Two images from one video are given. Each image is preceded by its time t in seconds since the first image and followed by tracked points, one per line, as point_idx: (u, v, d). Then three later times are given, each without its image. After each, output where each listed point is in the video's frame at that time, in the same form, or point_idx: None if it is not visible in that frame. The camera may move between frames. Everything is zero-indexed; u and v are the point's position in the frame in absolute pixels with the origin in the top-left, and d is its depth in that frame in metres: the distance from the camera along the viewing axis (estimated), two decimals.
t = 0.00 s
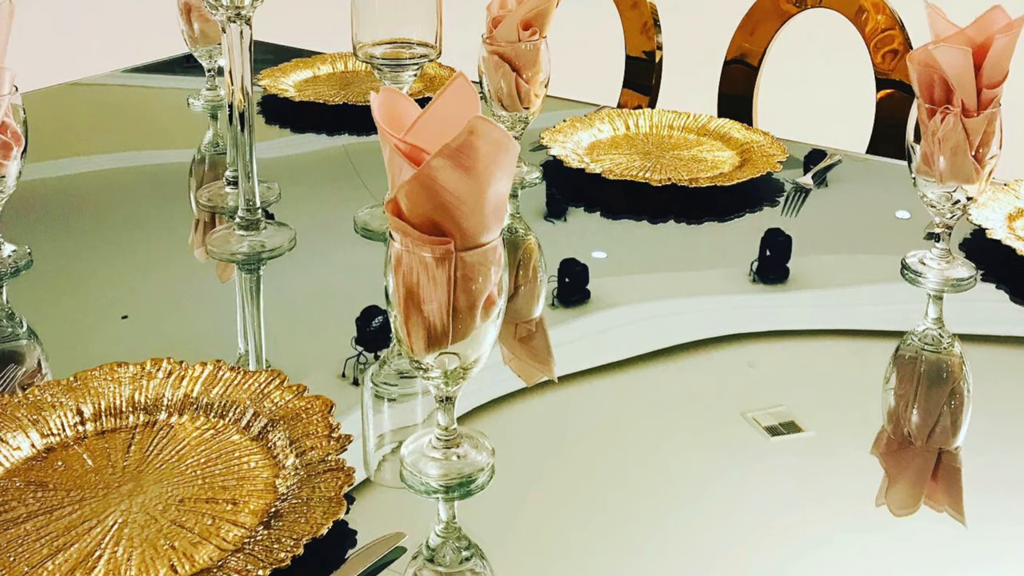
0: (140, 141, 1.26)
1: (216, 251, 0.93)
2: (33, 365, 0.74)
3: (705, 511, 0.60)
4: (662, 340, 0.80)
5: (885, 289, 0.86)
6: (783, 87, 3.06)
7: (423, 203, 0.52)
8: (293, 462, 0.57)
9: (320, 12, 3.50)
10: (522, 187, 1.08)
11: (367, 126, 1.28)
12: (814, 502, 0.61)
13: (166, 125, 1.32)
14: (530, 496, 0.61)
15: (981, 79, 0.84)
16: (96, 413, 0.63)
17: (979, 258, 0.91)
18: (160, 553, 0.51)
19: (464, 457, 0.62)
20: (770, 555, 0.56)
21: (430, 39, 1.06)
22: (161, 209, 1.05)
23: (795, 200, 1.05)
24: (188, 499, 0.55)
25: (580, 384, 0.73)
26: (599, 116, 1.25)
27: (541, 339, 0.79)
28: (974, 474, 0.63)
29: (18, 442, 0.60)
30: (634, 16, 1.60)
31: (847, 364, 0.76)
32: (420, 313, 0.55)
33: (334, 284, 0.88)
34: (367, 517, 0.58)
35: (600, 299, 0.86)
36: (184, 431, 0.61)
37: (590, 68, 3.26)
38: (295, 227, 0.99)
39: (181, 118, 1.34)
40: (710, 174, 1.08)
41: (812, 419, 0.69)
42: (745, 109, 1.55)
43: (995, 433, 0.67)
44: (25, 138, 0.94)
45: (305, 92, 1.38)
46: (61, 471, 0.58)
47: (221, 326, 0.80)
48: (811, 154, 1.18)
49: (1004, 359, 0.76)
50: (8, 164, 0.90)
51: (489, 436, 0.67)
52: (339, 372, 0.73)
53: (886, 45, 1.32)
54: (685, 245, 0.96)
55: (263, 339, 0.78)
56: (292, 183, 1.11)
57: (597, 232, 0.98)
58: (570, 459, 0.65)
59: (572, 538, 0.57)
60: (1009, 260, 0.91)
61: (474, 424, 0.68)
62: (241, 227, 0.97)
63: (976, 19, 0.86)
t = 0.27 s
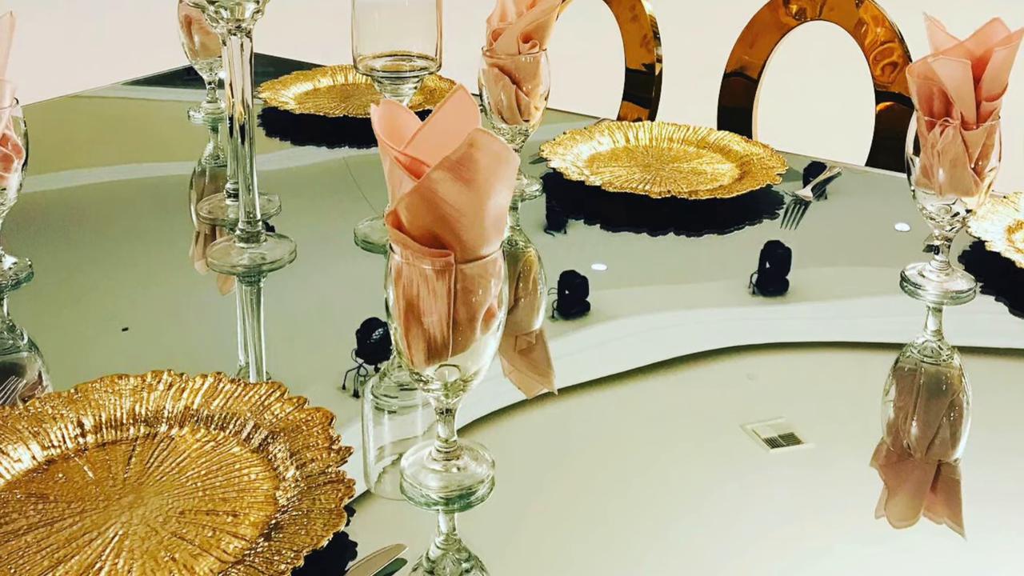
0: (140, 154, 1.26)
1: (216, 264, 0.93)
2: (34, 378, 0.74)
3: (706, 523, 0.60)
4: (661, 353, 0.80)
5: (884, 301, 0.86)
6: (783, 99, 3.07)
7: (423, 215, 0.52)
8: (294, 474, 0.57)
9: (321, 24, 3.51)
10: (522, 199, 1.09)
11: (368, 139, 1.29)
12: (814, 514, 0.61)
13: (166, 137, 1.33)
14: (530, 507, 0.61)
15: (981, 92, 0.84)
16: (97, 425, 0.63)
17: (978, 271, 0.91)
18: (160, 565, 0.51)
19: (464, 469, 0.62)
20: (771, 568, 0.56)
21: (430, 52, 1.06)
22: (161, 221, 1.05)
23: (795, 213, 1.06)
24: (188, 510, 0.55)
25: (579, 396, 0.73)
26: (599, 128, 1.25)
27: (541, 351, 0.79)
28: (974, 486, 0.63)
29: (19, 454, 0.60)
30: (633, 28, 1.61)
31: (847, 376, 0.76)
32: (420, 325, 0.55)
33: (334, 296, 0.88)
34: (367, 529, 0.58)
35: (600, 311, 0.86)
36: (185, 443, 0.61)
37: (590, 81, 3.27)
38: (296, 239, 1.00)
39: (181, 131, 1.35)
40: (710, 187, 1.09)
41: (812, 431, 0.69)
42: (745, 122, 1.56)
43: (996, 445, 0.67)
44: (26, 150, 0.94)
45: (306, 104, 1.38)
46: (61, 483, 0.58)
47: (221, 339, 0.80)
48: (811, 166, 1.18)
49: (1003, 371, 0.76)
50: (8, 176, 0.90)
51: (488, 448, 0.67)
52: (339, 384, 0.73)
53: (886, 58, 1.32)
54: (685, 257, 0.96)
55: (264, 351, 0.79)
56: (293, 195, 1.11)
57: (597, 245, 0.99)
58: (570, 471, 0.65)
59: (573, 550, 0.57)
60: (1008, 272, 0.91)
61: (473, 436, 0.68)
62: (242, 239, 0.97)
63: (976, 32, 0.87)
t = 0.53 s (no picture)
0: (140, 173, 1.27)
1: (217, 282, 0.93)
2: (35, 396, 0.74)
3: (705, 541, 0.60)
4: (661, 371, 0.80)
5: (884, 319, 0.87)
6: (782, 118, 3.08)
7: (423, 233, 0.53)
8: (294, 492, 0.57)
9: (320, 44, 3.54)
10: (522, 218, 1.09)
11: (368, 158, 1.29)
12: (813, 532, 0.61)
13: (167, 156, 1.33)
14: (530, 524, 0.61)
15: (979, 110, 0.85)
16: (98, 443, 0.63)
17: (977, 289, 0.91)
18: None
19: (464, 487, 0.62)
20: None
21: (430, 70, 1.07)
22: (162, 240, 1.06)
23: (794, 231, 1.06)
24: (189, 528, 0.55)
25: (579, 414, 0.73)
26: (599, 147, 1.26)
27: (541, 369, 0.80)
28: (973, 504, 0.63)
29: (20, 472, 0.60)
30: (633, 47, 1.61)
31: (846, 394, 0.76)
32: (420, 343, 0.55)
33: (334, 314, 0.88)
34: (367, 547, 0.58)
35: (600, 329, 0.86)
36: (185, 461, 0.61)
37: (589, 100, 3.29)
38: (296, 258, 1.00)
39: (181, 150, 1.36)
40: (709, 205, 1.09)
41: (811, 450, 0.69)
42: (746, 140, 1.57)
43: (995, 464, 0.67)
44: (27, 169, 0.95)
45: (306, 123, 1.39)
46: (62, 501, 0.58)
47: (222, 357, 0.80)
48: (810, 185, 1.19)
49: (1001, 389, 0.76)
50: (9, 195, 0.91)
51: (488, 466, 0.67)
52: (339, 403, 0.73)
53: (885, 76, 1.33)
54: (686, 276, 0.96)
55: (264, 370, 0.79)
56: (293, 214, 1.12)
57: (597, 263, 0.99)
58: (570, 489, 0.65)
59: (572, 568, 0.57)
60: (1008, 290, 0.92)
61: (473, 454, 0.68)
62: (242, 258, 0.97)
63: (975, 50, 0.88)
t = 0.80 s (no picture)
0: (142, 197, 1.28)
1: (218, 306, 0.93)
2: (37, 420, 0.74)
3: (704, 565, 0.60)
4: (661, 395, 0.80)
5: (882, 343, 0.87)
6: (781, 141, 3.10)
7: (423, 258, 0.53)
8: (295, 515, 0.57)
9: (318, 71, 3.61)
10: (522, 243, 1.10)
11: (368, 182, 1.30)
12: (812, 554, 0.61)
13: (168, 180, 1.34)
14: (531, 548, 0.61)
15: (978, 135, 0.85)
16: (99, 467, 0.63)
17: (975, 313, 0.92)
18: None
19: (464, 511, 0.62)
20: None
21: (430, 95, 1.08)
22: (163, 264, 1.06)
23: (793, 256, 1.07)
24: (190, 551, 0.55)
25: (579, 438, 0.73)
26: (598, 172, 1.26)
27: (541, 393, 0.80)
28: (972, 527, 0.63)
29: (21, 496, 0.60)
30: (633, 72, 1.63)
31: (846, 418, 0.76)
32: (420, 367, 0.55)
33: (334, 338, 0.88)
34: (366, 571, 0.58)
35: (600, 353, 0.86)
36: (187, 484, 0.61)
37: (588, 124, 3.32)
38: (297, 282, 1.00)
39: (183, 174, 1.37)
40: (709, 230, 1.10)
41: (810, 473, 0.69)
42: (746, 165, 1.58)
43: (994, 487, 0.67)
44: (29, 194, 0.95)
45: (307, 148, 1.40)
46: (64, 524, 0.58)
47: (223, 381, 0.80)
48: (809, 210, 1.20)
49: (999, 413, 0.76)
50: (11, 220, 0.91)
51: (488, 489, 0.67)
52: (340, 427, 0.73)
53: (884, 101, 1.34)
54: (685, 300, 0.97)
55: (265, 394, 0.79)
56: (294, 239, 1.12)
57: (596, 288, 0.99)
58: (570, 513, 0.65)
59: None
60: (1006, 315, 0.92)
61: (473, 478, 0.68)
62: (243, 282, 0.98)
63: (973, 76, 0.89)
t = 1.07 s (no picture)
0: (144, 226, 1.29)
1: (219, 334, 0.94)
2: (39, 448, 0.74)
3: None
4: (661, 422, 0.80)
5: (881, 371, 0.87)
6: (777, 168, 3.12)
7: (423, 286, 0.53)
8: (295, 543, 0.57)
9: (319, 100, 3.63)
10: (522, 271, 1.10)
11: (369, 211, 1.31)
12: None
13: (170, 209, 1.35)
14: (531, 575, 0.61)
15: (977, 164, 0.86)
16: (101, 494, 0.63)
17: (973, 341, 0.92)
18: None
19: (465, 538, 0.62)
20: None
21: (431, 124, 1.09)
22: (165, 292, 1.07)
23: (792, 284, 1.07)
24: None
25: (579, 466, 0.73)
26: (598, 201, 1.27)
27: (541, 421, 0.80)
28: (971, 554, 0.63)
29: (24, 523, 0.60)
30: (633, 101, 1.64)
31: (845, 446, 0.76)
32: (421, 396, 0.56)
33: (335, 366, 0.89)
34: None
35: (600, 381, 0.86)
36: (188, 511, 0.61)
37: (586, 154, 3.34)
38: (298, 310, 1.01)
39: (184, 203, 1.37)
40: (708, 259, 1.10)
41: (809, 500, 0.69)
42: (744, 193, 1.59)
43: (993, 514, 0.67)
44: (31, 223, 0.96)
45: (308, 177, 1.41)
46: (66, 552, 0.58)
47: (224, 409, 0.81)
48: (808, 239, 1.20)
49: (997, 440, 0.76)
50: (13, 248, 0.92)
51: (488, 517, 0.67)
52: (340, 454, 0.74)
53: (882, 130, 1.35)
54: (685, 328, 0.97)
55: (266, 421, 0.79)
56: (294, 267, 1.13)
57: (596, 316, 1.00)
58: (570, 540, 0.65)
59: None
60: (1005, 343, 0.93)
61: (473, 506, 0.68)
62: (244, 310, 0.98)
63: (971, 105, 0.90)
